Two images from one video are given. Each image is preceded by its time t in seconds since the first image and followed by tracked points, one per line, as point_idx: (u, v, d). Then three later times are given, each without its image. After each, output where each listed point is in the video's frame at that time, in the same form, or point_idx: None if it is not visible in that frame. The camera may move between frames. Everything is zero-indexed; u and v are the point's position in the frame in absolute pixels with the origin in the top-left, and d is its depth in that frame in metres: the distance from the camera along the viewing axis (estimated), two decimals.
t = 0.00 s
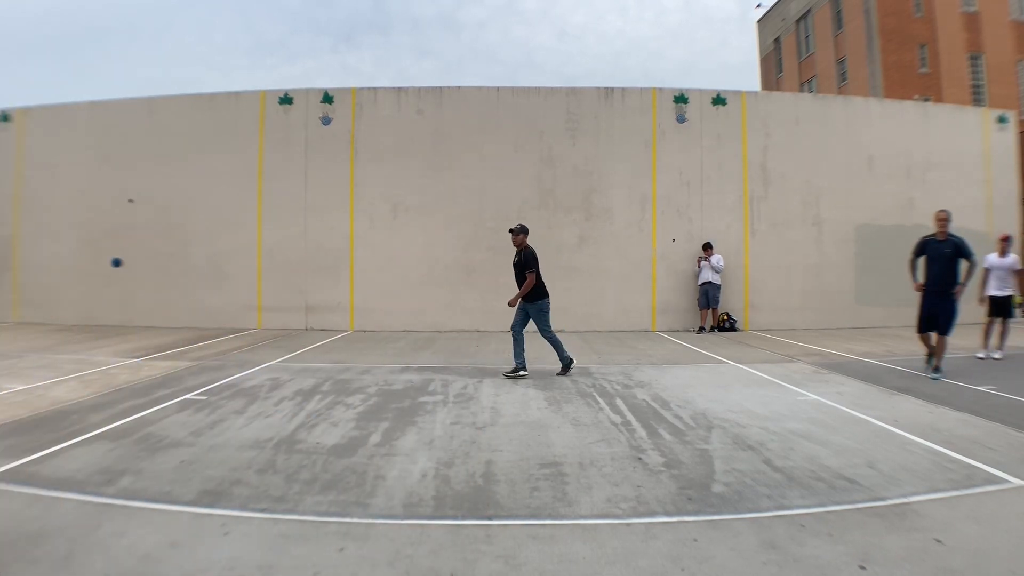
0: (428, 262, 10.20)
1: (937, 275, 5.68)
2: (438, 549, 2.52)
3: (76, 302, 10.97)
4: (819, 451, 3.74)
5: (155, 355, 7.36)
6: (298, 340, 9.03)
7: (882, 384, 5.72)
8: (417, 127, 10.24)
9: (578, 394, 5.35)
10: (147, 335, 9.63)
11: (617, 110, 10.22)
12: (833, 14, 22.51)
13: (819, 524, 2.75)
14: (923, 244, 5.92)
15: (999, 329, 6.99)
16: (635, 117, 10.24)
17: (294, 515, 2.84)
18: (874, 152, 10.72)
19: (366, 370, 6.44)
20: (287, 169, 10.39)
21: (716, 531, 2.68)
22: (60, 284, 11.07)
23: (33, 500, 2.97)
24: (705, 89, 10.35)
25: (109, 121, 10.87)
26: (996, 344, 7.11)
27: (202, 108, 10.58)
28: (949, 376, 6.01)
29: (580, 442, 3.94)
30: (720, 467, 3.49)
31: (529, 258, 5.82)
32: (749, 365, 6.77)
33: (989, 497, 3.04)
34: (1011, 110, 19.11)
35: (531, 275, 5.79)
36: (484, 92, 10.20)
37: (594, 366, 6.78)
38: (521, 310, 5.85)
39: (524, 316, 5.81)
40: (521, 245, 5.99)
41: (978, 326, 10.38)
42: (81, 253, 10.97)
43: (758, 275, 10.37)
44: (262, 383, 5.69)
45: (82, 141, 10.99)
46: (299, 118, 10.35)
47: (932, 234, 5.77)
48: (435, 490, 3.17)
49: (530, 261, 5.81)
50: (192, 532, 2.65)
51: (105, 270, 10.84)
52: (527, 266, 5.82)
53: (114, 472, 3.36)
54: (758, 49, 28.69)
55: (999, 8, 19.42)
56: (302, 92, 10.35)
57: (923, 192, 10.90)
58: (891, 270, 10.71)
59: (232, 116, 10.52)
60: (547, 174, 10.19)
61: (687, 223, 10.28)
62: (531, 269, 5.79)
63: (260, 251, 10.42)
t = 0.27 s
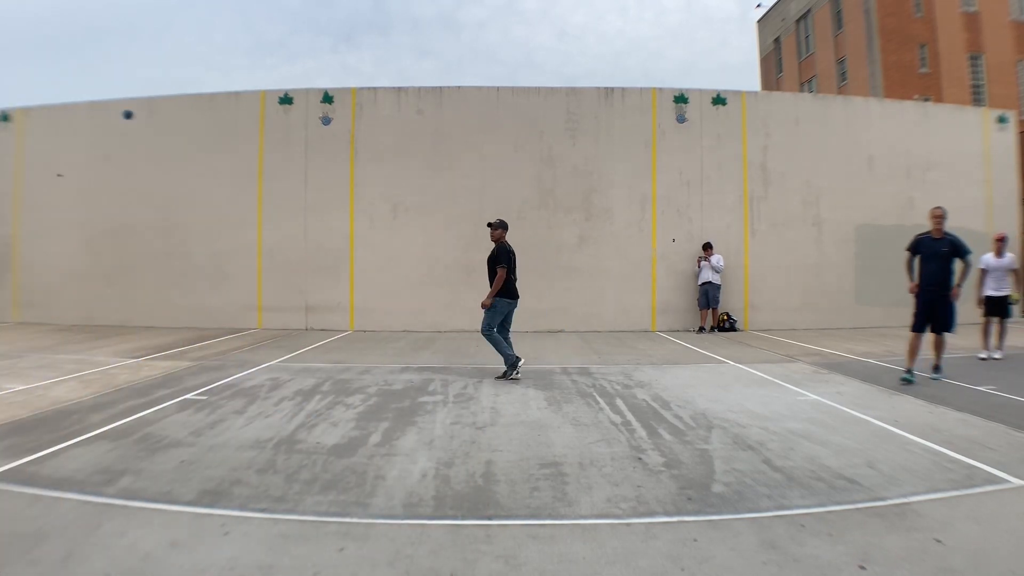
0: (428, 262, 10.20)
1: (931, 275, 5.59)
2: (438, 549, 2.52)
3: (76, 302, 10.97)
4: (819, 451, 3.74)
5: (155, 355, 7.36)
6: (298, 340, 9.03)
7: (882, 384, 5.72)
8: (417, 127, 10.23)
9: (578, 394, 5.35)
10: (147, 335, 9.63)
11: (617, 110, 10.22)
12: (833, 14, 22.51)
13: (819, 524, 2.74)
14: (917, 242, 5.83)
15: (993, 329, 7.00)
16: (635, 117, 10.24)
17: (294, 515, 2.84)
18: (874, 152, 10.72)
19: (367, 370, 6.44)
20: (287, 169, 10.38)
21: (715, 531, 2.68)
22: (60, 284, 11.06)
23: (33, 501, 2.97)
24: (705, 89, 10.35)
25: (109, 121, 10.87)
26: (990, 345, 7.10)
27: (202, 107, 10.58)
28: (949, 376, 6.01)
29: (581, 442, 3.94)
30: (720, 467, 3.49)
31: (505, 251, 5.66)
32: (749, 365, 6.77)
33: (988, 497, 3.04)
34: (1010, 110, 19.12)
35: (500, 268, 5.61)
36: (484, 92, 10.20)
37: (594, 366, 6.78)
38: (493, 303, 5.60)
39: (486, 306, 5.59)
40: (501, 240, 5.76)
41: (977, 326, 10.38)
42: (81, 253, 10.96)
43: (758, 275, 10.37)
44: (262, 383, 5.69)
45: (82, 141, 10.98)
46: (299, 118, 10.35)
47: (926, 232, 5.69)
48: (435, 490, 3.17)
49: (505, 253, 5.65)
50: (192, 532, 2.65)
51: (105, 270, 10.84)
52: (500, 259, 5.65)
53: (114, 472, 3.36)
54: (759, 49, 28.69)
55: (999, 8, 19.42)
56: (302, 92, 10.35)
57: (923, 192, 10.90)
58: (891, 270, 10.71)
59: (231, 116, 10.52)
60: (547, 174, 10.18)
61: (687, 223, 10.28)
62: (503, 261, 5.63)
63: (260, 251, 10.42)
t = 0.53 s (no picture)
0: (428, 261, 10.20)
1: (927, 277, 5.53)
2: (438, 549, 2.52)
3: (76, 302, 10.96)
4: (819, 451, 3.74)
5: (155, 356, 7.36)
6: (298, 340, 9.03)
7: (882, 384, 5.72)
8: (417, 127, 10.23)
9: (578, 394, 5.35)
10: (147, 335, 9.62)
11: (617, 110, 10.22)
12: (833, 14, 22.52)
13: (819, 524, 2.74)
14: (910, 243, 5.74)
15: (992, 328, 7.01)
16: (635, 117, 10.24)
17: (294, 515, 2.84)
18: (874, 152, 10.73)
19: (367, 370, 6.44)
20: (287, 169, 10.38)
21: (716, 531, 2.68)
22: (60, 284, 11.06)
23: (33, 500, 2.97)
24: (705, 89, 10.35)
25: (109, 121, 10.86)
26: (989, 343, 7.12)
27: (202, 107, 10.58)
28: (950, 376, 6.01)
29: (581, 442, 3.94)
30: (720, 467, 3.49)
31: (472, 256, 5.46)
32: (749, 365, 6.77)
33: (988, 497, 3.04)
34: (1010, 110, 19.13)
35: (463, 271, 5.42)
36: (484, 92, 10.20)
37: (594, 366, 6.78)
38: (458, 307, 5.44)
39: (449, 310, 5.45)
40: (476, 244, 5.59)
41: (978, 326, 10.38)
42: (81, 253, 10.96)
43: (758, 275, 10.37)
44: (262, 383, 5.69)
45: (82, 141, 10.98)
46: (299, 118, 10.35)
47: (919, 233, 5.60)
48: (435, 490, 3.17)
49: (471, 257, 5.44)
50: (192, 532, 2.65)
51: (105, 270, 10.84)
52: (467, 263, 5.48)
53: (114, 472, 3.36)
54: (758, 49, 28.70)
55: (999, 9, 19.44)
56: (302, 92, 10.35)
57: (923, 192, 10.90)
58: (891, 270, 10.71)
59: (231, 116, 10.52)
60: (547, 174, 10.18)
61: (687, 223, 10.28)
62: (466, 265, 5.43)
63: (260, 251, 10.41)
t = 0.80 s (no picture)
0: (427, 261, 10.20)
1: (932, 277, 5.37)
2: (438, 549, 2.52)
3: (77, 302, 10.97)
4: (819, 451, 3.74)
5: (155, 356, 7.36)
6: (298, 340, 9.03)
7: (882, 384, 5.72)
8: (417, 127, 10.23)
9: (578, 394, 5.35)
10: (146, 335, 9.63)
11: (617, 110, 10.22)
12: (833, 14, 22.51)
13: (820, 524, 2.74)
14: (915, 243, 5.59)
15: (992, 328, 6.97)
16: (635, 117, 10.24)
17: (294, 515, 2.84)
18: (874, 152, 10.72)
19: (367, 370, 6.44)
20: (287, 169, 10.38)
21: (716, 531, 2.68)
22: (60, 284, 11.06)
23: (33, 500, 2.97)
24: (705, 89, 10.35)
25: (109, 121, 10.86)
26: (987, 344, 7.08)
27: (202, 107, 10.58)
28: (950, 376, 6.01)
29: (581, 442, 3.94)
30: (720, 467, 3.49)
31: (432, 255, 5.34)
32: (749, 366, 6.78)
33: (988, 497, 3.04)
34: (1010, 110, 19.12)
35: (421, 272, 5.29)
36: (484, 92, 10.20)
37: (594, 366, 6.78)
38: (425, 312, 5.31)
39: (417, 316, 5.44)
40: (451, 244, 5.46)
41: (978, 326, 10.38)
42: (81, 253, 10.96)
43: (758, 275, 10.37)
44: (262, 383, 5.69)
45: (82, 141, 10.98)
46: (299, 118, 10.35)
47: (925, 232, 5.46)
48: (435, 490, 3.17)
49: (427, 257, 5.30)
50: (192, 532, 2.65)
51: (105, 270, 10.84)
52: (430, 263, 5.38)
53: (114, 472, 3.36)
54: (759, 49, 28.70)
55: (999, 9, 19.45)
56: (302, 92, 10.35)
57: (923, 192, 10.90)
58: (891, 269, 10.71)
59: (231, 116, 10.52)
60: (547, 174, 10.18)
61: (687, 223, 10.28)
62: (422, 265, 5.29)
63: (260, 251, 10.42)
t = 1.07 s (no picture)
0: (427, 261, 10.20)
1: (944, 277, 5.19)
2: (438, 549, 2.52)
3: (77, 302, 10.97)
4: (819, 451, 3.74)
5: (155, 356, 7.36)
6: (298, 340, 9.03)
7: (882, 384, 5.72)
8: (417, 127, 10.23)
9: (578, 394, 5.35)
10: (147, 335, 9.63)
11: (617, 110, 10.22)
12: (833, 14, 22.52)
13: (819, 524, 2.75)
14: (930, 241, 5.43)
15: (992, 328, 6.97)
16: (635, 117, 10.24)
17: (294, 514, 2.84)
18: (874, 152, 10.72)
19: (367, 370, 6.44)
20: (287, 169, 10.39)
21: (716, 531, 2.68)
22: (60, 284, 11.06)
23: (33, 500, 2.97)
24: (705, 89, 10.35)
25: (109, 121, 10.87)
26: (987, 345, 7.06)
27: (202, 107, 10.58)
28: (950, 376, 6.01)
29: (581, 442, 3.94)
30: (720, 466, 3.49)
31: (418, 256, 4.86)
32: (749, 365, 6.78)
33: (988, 497, 3.04)
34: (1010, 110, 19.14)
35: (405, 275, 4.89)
36: (484, 92, 10.20)
37: (594, 366, 6.78)
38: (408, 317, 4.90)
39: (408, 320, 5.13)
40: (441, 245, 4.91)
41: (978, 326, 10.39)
42: (81, 253, 10.96)
43: (758, 275, 10.37)
44: (262, 383, 5.69)
45: (82, 141, 10.99)
46: (299, 118, 10.35)
47: (941, 230, 5.30)
48: (436, 490, 3.17)
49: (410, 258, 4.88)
50: (192, 531, 2.65)
51: (105, 270, 10.84)
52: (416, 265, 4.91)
53: (114, 472, 3.36)
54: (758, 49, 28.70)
55: (999, 9, 19.46)
56: (302, 92, 10.35)
57: (923, 192, 10.90)
58: (891, 269, 10.71)
59: (231, 115, 10.52)
60: (547, 174, 10.18)
61: (687, 223, 10.28)
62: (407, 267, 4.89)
63: (260, 251, 10.42)
